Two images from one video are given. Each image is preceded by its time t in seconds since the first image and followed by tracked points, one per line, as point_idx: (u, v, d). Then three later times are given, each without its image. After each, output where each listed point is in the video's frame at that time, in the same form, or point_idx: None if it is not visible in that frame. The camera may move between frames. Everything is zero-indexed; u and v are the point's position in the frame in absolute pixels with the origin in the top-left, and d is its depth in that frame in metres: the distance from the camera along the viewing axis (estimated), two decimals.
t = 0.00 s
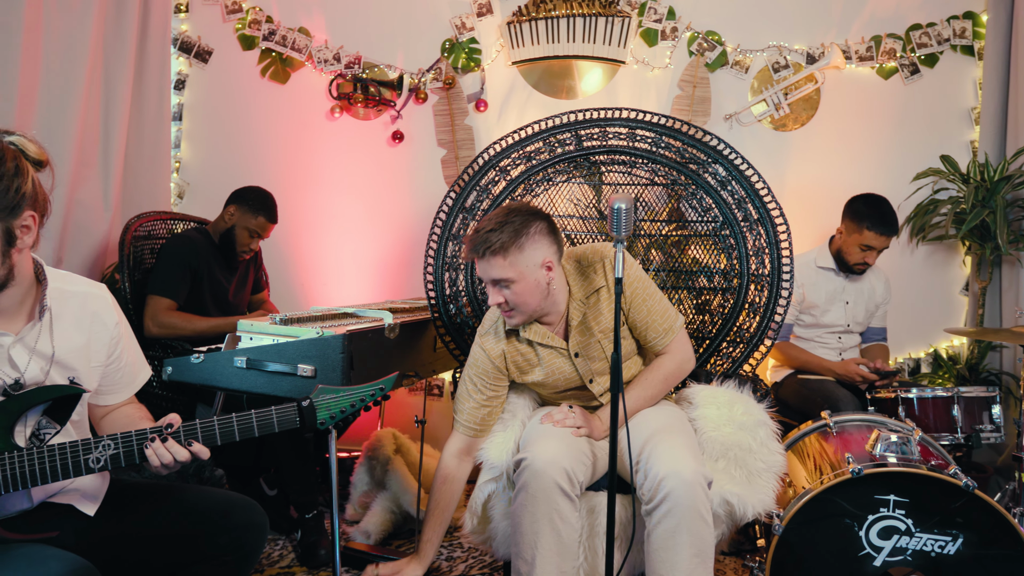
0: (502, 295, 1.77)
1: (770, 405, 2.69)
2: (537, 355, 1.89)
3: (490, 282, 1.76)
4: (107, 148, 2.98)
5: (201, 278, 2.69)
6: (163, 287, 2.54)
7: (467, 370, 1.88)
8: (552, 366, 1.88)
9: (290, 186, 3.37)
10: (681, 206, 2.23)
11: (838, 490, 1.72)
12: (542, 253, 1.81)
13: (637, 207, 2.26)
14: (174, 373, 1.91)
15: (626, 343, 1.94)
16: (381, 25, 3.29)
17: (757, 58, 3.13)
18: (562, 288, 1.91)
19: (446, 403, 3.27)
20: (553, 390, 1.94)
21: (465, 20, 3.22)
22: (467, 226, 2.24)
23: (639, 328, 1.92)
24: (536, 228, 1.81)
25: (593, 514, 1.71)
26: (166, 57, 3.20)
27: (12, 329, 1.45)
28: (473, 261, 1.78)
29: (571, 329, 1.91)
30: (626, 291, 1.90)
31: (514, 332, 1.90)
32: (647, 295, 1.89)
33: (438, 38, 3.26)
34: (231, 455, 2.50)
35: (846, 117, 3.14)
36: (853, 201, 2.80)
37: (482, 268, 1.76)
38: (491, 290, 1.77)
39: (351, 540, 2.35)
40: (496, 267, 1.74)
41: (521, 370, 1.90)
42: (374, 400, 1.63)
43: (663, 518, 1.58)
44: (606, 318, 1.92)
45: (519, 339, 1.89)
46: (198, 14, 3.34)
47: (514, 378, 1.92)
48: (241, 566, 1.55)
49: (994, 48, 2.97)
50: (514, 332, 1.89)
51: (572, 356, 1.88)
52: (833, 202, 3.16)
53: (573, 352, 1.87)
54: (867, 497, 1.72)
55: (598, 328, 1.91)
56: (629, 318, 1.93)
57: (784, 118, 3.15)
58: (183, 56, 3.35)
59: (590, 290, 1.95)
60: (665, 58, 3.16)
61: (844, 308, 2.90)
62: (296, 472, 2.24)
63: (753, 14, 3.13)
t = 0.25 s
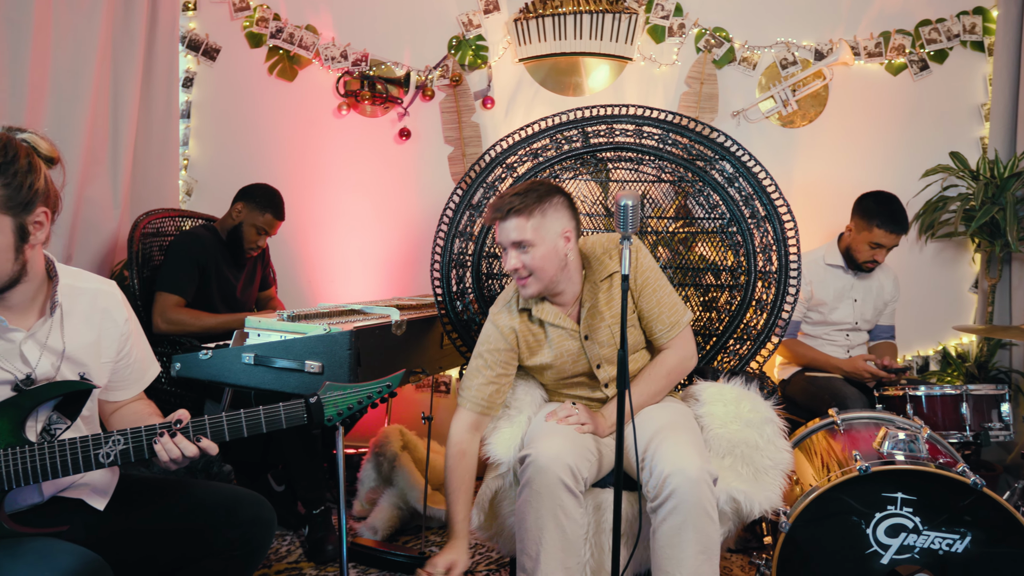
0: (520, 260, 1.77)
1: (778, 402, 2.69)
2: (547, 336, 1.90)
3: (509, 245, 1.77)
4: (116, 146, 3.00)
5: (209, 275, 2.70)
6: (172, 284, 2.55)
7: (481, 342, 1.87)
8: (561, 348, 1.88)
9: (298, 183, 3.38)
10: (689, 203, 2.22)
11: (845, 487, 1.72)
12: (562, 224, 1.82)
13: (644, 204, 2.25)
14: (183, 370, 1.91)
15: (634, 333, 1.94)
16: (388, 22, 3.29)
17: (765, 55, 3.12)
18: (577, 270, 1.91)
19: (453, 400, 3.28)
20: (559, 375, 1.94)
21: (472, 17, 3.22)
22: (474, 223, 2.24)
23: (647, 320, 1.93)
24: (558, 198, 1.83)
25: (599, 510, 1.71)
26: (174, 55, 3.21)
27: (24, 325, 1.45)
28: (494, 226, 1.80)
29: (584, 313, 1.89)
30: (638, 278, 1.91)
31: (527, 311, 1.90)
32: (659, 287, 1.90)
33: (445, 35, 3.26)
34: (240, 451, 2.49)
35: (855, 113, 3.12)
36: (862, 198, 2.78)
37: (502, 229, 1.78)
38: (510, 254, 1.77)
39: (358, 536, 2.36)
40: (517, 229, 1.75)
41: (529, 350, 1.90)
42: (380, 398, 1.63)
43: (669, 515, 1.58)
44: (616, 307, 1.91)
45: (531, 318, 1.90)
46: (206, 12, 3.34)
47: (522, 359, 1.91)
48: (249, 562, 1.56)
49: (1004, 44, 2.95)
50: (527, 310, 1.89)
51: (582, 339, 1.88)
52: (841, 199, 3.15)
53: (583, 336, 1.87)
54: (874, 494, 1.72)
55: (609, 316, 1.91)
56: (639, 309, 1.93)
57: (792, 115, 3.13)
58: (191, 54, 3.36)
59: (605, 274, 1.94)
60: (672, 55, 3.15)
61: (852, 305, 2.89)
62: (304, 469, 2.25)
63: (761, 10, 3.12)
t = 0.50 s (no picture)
0: (558, 217, 1.78)
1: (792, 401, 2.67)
2: (571, 304, 1.93)
3: (550, 203, 1.78)
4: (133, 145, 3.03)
5: (224, 273, 2.72)
6: (188, 282, 2.58)
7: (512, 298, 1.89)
8: (583, 318, 1.92)
9: (312, 181, 3.39)
10: (702, 201, 2.23)
11: (859, 488, 1.71)
12: (602, 190, 1.84)
13: (657, 202, 2.27)
14: (199, 366, 1.94)
15: (653, 321, 1.96)
16: (402, 21, 3.30)
17: (780, 52, 3.10)
18: (610, 243, 1.91)
19: (466, 398, 3.29)
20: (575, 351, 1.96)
21: (486, 15, 3.22)
22: (487, 221, 2.24)
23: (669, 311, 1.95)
24: (600, 165, 1.85)
25: (611, 509, 1.71)
26: (189, 55, 3.23)
27: (46, 317, 1.47)
28: (536, 186, 1.83)
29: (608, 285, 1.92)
30: (665, 262, 1.96)
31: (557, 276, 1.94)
32: (683, 277, 1.95)
33: (458, 33, 3.27)
34: (254, 447, 2.49)
35: (871, 110, 3.10)
36: (878, 196, 2.76)
37: (543, 186, 1.80)
38: (549, 211, 1.79)
39: (371, 532, 2.38)
40: (560, 185, 1.78)
41: (553, 316, 1.92)
42: (392, 394, 1.63)
43: (680, 512, 1.57)
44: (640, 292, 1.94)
45: (560, 284, 1.93)
46: (221, 11, 3.36)
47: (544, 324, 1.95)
48: (262, 557, 1.58)
49: None
50: (556, 275, 1.93)
51: (603, 312, 1.92)
52: (857, 197, 3.12)
53: (606, 309, 1.92)
54: (889, 494, 1.71)
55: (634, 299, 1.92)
56: (660, 302, 1.96)
57: (807, 112, 3.11)
58: (207, 53, 3.38)
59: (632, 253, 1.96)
60: (686, 52, 3.14)
61: (868, 305, 2.87)
62: (317, 465, 2.25)
63: (777, 7, 3.10)
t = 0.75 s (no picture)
0: (596, 185, 1.93)
1: (802, 402, 2.66)
2: (595, 280, 2.02)
3: (590, 172, 1.95)
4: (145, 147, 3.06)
5: (235, 273, 2.74)
6: (199, 283, 2.60)
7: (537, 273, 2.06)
8: (606, 293, 2.00)
9: (323, 182, 3.41)
10: (713, 202, 2.23)
11: (870, 489, 1.70)
12: (635, 166, 2.02)
13: (667, 202, 2.28)
14: (209, 367, 1.95)
15: (676, 309, 2.01)
16: (411, 23, 3.32)
17: (790, 51, 3.09)
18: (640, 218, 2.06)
19: (475, 398, 3.30)
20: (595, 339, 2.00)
21: (495, 16, 3.23)
22: (497, 221, 2.25)
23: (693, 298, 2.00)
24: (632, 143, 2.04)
25: (620, 509, 1.71)
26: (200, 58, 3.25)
27: (66, 313, 1.50)
28: (575, 160, 1.99)
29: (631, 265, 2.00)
30: (688, 251, 2.04)
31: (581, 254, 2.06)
32: (706, 265, 2.01)
33: (468, 34, 3.28)
34: (264, 445, 2.54)
35: (882, 110, 3.08)
36: (890, 196, 2.74)
37: (580, 159, 1.97)
38: (589, 180, 1.94)
39: (381, 532, 2.39)
40: (597, 157, 1.95)
41: (572, 290, 2.03)
42: (399, 386, 1.65)
43: (691, 513, 1.57)
44: (664, 278, 2.01)
45: (585, 261, 2.04)
46: (232, 14, 3.38)
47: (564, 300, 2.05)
48: (272, 556, 1.59)
49: None
50: (583, 252, 2.04)
51: (626, 289, 1.98)
52: (868, 197, 3.10)
53: (629, 287, 1.98)
54: (900, 496, 1.70)
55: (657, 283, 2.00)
56: (686, 287, 2.02)
57: (817, 112, 3.10)
58: (219, 56, 3.39)
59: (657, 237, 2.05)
60: (696, 52, 3.14)
61: (879, 305, 2.85)
62: (328, 463, 2.27)
63: (787, 6, 3.09)
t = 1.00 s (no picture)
0: (613, 177, 1.99)
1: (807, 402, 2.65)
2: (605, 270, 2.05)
3: (607, 163, 2.00)
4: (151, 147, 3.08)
5: (241, 273, 2.75)
6: (205, 283, 2.62)
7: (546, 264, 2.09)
8: (614, 283, 2.03)
9: (329, 182, 3.40)
10: (718, 201, 2.24)
11: (878, 489, 1.69)
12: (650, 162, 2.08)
13: (671, 202, 2.29)
14: (215, 367, 1.96)
15: (685, 303, 2.05)
16: (416, 23, 3.32)
17: (796, 50, 3.08)
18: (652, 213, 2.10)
19: (480, 398, 3.30)
20: (602, 330, 2.03)
21: (499, 17, 3.23)
22: (502, 222, 2.23)
23: (716, 292, 2.08)
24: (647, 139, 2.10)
25: (625, 509, 1.71)
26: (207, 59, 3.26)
27: (92, 309, 1.51)
28: (592, 152, 2.04)
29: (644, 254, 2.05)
30: (702, 249, 2.10)
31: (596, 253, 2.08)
32: (727, 260, 2.08)
33: (473, 34, 3.28)
34: (270, 445, 2.58)
35: (889, 108, 3.07)
36: (896, 195, 2.73)
37: (597, 152, 2.02)
38: (606, 172, 2.00)
39: (386, 532, 2.39)
40: (614, 150, 2.00)
41: (584, 279, 2.06)
42: (409, 381, 1.64)
43: (694, 513, 1.57)
44: (677, 271, 2.06)
45: (598, 256, 2.07)
46: (238, 15, 3.37)
47: (574, 292, 2.08)
48: (281, 553, 1.60)
49: None
50: (594, 246, 2.08)
51: (636, 280, 2.01)
52: (874, 196, 3.09)
53: (638, 277, 2.01)
54: (906, 496, 1.69)
55: (668, 275, 2.05)
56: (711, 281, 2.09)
57: (823, 111, 3.09)
58: (224, 57, 3.37)
59: (671, 233, 2.10)
60: (701, 52, 3.13)
61: (885, 304, 2.84)
62: (334, 464, 2.27)
63: (792, 5, 3.08)
